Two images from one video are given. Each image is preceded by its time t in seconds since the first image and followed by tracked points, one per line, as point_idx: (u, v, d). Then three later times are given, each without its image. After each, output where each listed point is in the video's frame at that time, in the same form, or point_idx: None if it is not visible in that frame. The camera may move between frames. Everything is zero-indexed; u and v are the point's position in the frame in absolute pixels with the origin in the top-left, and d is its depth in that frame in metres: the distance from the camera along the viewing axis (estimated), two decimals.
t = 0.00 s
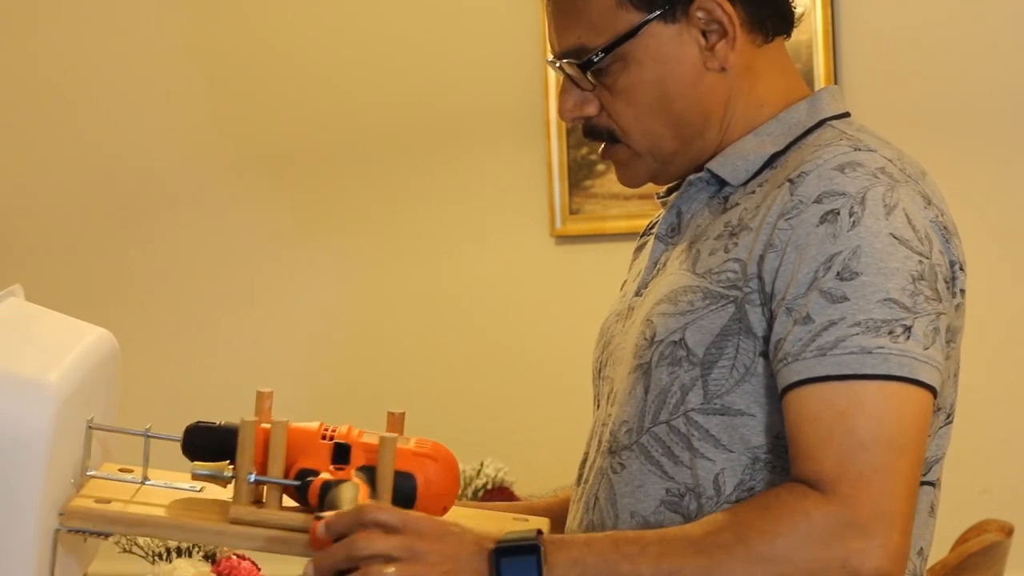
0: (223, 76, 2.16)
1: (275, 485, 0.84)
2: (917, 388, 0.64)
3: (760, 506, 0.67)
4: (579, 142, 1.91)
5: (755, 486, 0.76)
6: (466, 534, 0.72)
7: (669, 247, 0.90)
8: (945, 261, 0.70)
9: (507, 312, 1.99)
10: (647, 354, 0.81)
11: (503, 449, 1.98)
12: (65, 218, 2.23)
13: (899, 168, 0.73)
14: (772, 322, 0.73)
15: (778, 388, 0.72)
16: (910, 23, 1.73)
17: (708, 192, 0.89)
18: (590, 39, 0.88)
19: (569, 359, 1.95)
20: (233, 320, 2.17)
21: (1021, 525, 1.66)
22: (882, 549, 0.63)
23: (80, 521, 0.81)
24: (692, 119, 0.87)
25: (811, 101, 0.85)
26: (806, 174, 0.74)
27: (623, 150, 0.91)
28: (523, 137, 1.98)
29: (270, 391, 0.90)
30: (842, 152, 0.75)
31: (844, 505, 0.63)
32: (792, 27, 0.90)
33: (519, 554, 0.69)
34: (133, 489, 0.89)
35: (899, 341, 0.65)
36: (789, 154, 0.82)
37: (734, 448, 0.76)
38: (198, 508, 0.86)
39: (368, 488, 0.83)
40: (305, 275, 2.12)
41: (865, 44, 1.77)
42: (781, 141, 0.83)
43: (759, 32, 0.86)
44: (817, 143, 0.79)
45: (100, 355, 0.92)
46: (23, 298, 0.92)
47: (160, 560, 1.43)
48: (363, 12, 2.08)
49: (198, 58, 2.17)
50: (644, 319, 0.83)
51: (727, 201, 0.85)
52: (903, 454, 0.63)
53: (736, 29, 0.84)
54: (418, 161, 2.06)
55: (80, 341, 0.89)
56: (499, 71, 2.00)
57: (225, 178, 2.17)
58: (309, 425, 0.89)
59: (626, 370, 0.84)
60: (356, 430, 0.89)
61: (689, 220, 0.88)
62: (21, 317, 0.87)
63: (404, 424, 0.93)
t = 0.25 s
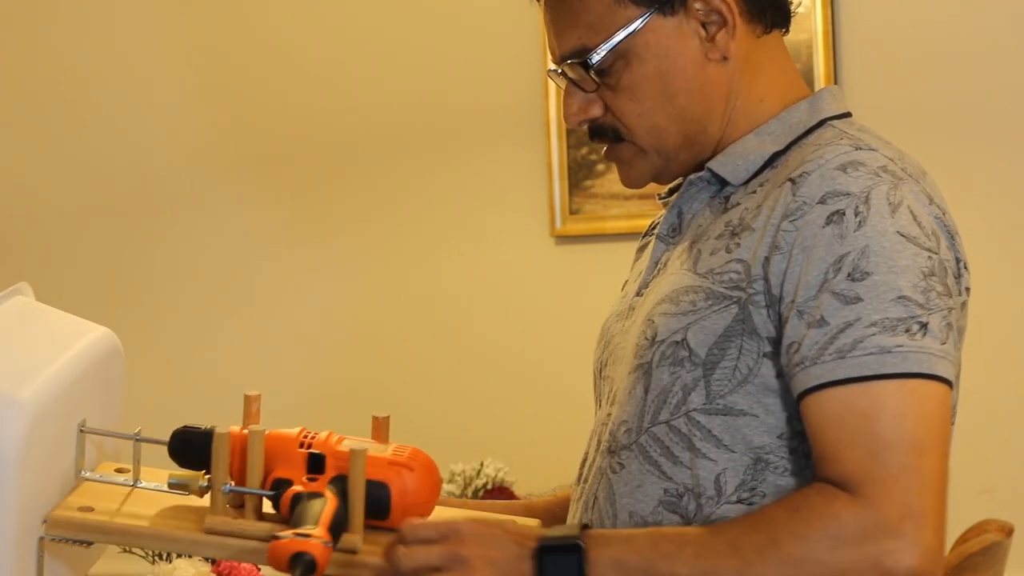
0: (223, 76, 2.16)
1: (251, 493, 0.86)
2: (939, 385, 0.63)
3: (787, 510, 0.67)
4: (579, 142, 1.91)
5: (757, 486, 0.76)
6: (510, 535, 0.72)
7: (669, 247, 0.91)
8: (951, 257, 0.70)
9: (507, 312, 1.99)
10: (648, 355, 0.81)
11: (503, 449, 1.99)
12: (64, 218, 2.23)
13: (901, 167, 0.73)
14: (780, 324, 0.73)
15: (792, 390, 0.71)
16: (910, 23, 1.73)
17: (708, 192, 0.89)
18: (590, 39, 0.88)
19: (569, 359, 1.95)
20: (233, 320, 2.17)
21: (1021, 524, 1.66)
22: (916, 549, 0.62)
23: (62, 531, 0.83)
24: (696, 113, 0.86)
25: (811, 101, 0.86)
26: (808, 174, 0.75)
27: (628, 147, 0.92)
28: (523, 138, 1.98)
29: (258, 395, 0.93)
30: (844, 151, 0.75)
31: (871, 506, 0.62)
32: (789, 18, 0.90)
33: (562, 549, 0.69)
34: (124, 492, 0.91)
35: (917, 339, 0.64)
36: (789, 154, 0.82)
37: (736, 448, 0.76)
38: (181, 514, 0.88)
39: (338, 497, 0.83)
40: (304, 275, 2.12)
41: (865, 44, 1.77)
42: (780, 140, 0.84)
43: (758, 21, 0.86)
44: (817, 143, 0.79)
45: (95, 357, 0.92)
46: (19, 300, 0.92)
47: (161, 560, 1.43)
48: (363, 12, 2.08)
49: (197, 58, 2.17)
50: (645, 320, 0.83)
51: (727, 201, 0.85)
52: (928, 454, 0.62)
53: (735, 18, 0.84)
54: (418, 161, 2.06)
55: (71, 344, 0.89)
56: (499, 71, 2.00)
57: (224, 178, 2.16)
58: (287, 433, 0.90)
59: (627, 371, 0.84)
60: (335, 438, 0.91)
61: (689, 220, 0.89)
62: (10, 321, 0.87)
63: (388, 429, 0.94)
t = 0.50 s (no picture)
0: (223, 76, 2.16)
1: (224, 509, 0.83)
2: (942, 378, 0.63)
3: (791, 502, 0.67)
4: (580, 142, 1.90)
5: (761, 485, 0.76)
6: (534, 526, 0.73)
7: (670, 248, 0.91)
8: (953, 254, 0.70)
9: (507, 312, 1.99)
10: (651, 355, 0.82)
11: (503, 449, 1.99)
12: (64, 218, 2.25)
13: (903, 164, 0.73)
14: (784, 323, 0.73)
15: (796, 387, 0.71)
16: (911, 23, 1.73)
17: (709, 192, 0.90)
18: (590, 39, 0.88)
19: (569, 359, 1.95)
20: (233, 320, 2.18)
21: (1020, 524, 1.67)
22: (923, 544, 0.61)
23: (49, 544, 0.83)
24: (697, 112, 0.87)
25: (812, 101, 0.86)
26: (811, 172, 0.75)
27: (629, 148, 0.92)
28: (524, 138, 1.98)
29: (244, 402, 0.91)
30: (846, 150, 0.75)
31: (874, 500, 0.62)
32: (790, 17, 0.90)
33: (584, 538, 0.70)
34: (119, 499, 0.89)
35: (921, 334, 0.64)
36: (790, 154, 0.82)
37: (740, 448, 0.76)
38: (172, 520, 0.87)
39: (305, 516, 0.79)
40: (305, 275, 2.12)
41: (864, 45, 1.77)
42: (781, 140, 0.84)
43: (759, 21, 0.86)
44: (818, 142, 0.79)
45: (88, 365, 0.90)
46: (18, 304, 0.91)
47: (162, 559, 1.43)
48: (363, 12, 2.08)
49: (197, 58, 2.17)
50: (648, 320, 0.83)
51: (729, 200, 0.85)
52: (934, 447, 0.61)
53: (735, 16, 0.84)
54: (418, 161, 2.05)
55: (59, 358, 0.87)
56: (499, 71, 2.00)
57: (224, 178, 2.17)
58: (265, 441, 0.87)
59: (630, 371, 0.84)
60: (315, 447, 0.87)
61: (691, 220, 0.89)
62: None
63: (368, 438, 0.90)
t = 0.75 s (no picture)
0: (222, 76, 2.15)
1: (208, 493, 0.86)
2: (909, 383, 0.63)
3: (745, 491, 0.69)
4: (580, 142, 1.91)
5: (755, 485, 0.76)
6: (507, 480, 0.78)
7: (670, 248, 0.91)
8: (944, 257, 0.69)
9: (507, 313, 1.99)
10: (649, 354, 0.81)
11: (504, 449, 1.99)
12: (65, 219, 2.25)
13: (901, 164, 0.73)
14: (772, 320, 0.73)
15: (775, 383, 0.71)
16: (911, 24, 1.73)
17: (710, 191, 0.89)
18: (592, 32, 0.87)
19: (569, 359, 1.95)
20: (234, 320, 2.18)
21: (1020, 524, 1.67)
22: (871, 546, 0.62)
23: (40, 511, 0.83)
24: (698, 108, 0.86)
25: (813, 100, 0.86)
26: (805, 169, 0.75)
27: (629, 143, 0.91)
28: (524, 138, 1.98)
29: (238, 382, 0.93)
30: (842, 147, 0.75)
31: (823, 496, 0.63)
32: (790, 16, 0.90)
33: (554, 489, 0.74)
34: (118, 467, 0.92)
35: (892, 337, 0.64)
36: (791, 152, 0.82)
37: (737, 446, 0.76)
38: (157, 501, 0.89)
39: (282, 510, 0.82)
40: (306, 276, 2.12)
41: (864, 45, 1.76)
42: (782, 140, 0.84)
43: (760, 19, 0.87)
44: (817, 141, 0.79)
45: (98, 330, 0.90)
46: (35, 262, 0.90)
47: (163, 559, 1.43)
48: (363, 11, 2.08)
49: (197, 58, 2.17)
50: (646, 319, 0.83)
51: (729, 200, 0.85)
52: (892, 451, 0.61)
53: (738, 13, 0.84)
54: (418, 161, 2.06)
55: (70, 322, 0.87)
56: (499, 71, 2.00)
57: (224, 178, 2.16)
58: (255, 427, 0.90)
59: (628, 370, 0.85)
60: (302, 437, 0.90)
61: (691, 220, 0.89)
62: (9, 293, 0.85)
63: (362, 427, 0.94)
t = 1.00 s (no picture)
0: (223, 77, 2.16)
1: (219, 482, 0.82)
2: (889, 379, 0.62)
3: (723, 488, 0.69)
4: (580, 142, 1.92)
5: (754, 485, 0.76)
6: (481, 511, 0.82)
7: (669, 247, 0.90)
8: (934, 256, 0.69)
9: (507, 313, 1.99)
10: (648, 353, 0.81)
11: (503, 450, 1.99)
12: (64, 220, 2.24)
13: (896, 161, 0.73)
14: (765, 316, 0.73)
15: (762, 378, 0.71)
16: (910, 23, 1.73)
17: (708, 190, 0.89)
18: None
19: (569, 359, 1.95)
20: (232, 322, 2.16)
21: (1020, 524, 1.66)
22: (843, 543, 0.61)
23: (44, 479, 0.82)
24: (725, 82, 0.87)
25: (813, 100, 0.87)
26: (800, 166, 0.75)
27: (647, 116, 0.89)
28: (523, 138, 1.99)
29: (256, 368, 0.87)
30: (838, 143, 0.75)
31: (797, 489, 0.63)
32: (789, 24, 0.96)
33: (527, 507, 0.77)
34: (119, 439, 0.89)
35: (874, 331, 0.63)
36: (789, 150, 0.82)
37: (734, 445, 0.76)
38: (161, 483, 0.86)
39: (292, 508, 0.78)
40: (303, 276, 2.11)
41: (863, 45, 1.76)
42: (781, 138, 0.85)
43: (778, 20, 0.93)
44: (815, 139, 0.79)
45: (111, 296, 0.88)
46: (52, 222, 0.88)
47: (161, 560, 1.43)
48: (363, 13, 2.08)
49: (198, 59, 2.17)
50: (644, 319, 0.83)
51: (727, 198, 0.85)
52: (871, 446, 0.61)
53: None
54: (418, 162, 2.06)
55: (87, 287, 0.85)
56: (499, 72, 2.01)
57: (224, 179, 2.16)
58: (270, 418, 0.85)
59: (627, 370, 0.84)
60: (317, 431, 0.85)
61: (689, 220, 0.89)
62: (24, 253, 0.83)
63: (372, 427, 0.90)
